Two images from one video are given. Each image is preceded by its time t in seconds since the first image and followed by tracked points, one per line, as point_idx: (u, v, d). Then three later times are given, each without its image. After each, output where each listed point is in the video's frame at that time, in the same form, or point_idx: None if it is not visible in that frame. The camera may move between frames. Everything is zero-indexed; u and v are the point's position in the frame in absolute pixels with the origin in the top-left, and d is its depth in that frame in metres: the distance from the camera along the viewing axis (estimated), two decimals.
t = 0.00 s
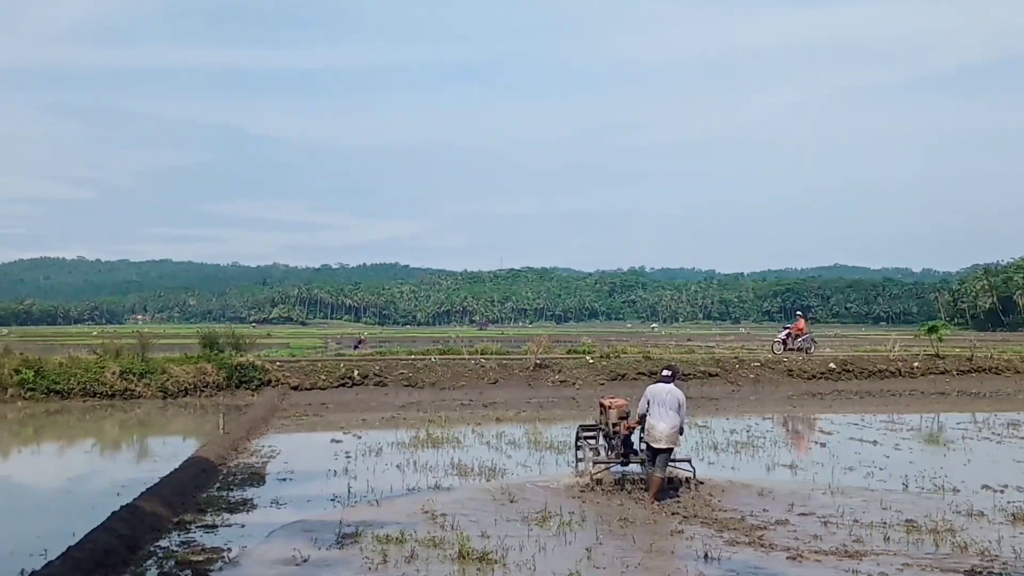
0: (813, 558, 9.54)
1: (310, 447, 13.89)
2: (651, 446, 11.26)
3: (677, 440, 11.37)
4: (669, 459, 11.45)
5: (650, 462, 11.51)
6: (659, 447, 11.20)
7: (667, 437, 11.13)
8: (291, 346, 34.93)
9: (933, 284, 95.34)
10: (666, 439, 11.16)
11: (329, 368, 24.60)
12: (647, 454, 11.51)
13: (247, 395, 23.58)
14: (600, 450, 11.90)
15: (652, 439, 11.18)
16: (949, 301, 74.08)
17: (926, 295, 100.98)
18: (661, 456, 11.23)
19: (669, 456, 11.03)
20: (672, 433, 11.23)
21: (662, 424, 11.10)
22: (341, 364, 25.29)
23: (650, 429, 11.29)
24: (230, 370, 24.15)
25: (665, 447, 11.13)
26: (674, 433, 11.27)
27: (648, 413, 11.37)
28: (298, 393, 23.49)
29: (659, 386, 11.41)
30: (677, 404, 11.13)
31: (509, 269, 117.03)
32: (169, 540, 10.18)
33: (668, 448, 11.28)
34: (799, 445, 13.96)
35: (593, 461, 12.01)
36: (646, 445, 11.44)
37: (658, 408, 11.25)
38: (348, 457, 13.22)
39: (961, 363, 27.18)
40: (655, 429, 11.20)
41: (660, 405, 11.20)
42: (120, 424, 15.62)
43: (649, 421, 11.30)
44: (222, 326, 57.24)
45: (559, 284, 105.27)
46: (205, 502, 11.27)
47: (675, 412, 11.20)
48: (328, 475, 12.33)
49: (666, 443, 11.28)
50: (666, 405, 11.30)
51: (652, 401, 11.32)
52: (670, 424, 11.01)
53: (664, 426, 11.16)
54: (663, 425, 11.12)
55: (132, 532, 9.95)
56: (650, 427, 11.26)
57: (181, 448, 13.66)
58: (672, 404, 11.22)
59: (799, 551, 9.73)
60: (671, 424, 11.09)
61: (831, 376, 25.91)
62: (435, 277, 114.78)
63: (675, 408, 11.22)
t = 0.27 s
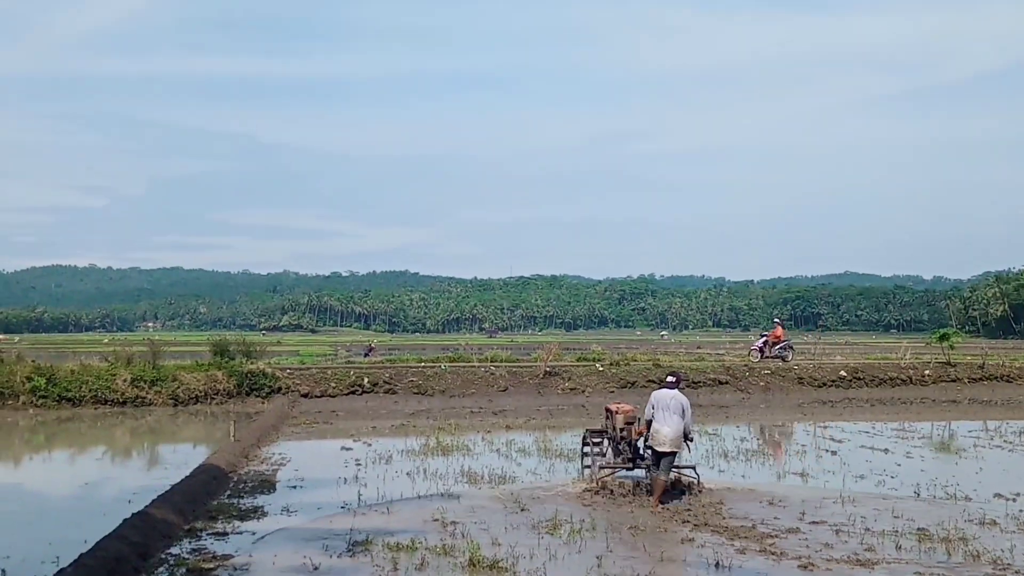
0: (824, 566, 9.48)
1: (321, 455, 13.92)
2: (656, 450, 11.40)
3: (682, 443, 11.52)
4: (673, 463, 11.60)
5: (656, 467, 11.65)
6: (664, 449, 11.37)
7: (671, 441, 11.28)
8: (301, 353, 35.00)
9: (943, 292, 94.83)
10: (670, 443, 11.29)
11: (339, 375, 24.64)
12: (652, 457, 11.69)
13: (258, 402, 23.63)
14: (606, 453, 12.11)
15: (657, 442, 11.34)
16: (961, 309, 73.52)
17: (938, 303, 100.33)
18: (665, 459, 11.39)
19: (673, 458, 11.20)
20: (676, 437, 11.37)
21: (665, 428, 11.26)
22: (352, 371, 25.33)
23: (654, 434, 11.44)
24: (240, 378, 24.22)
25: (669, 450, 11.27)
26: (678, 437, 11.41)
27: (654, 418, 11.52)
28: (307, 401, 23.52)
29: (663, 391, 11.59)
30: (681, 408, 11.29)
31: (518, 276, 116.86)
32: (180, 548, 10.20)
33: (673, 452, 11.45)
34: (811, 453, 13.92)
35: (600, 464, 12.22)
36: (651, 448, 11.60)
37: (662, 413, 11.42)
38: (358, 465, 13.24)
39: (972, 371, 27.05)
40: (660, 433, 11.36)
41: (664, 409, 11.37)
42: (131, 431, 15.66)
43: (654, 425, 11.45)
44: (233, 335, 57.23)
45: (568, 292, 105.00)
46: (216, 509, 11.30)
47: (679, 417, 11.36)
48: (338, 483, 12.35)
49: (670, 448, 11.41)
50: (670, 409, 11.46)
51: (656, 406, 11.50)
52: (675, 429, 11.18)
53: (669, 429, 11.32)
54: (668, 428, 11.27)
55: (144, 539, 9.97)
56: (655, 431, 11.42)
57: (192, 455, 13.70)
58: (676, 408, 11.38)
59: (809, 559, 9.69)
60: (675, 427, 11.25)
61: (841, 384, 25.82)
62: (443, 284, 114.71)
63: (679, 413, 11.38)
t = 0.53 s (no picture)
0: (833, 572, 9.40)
1: (329, 461, 13.96)
2: (657, 451, 11.50)
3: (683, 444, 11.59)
4: (674, 464, 11.70)
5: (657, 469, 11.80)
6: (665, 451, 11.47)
7: (672, 442, 11.35)
8: (308, 359, 35.07)
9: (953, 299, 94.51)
10: (671, 444, 11.37)
11: (346, 381, 24.70)
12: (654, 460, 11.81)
13: (265, 408, 23.69)
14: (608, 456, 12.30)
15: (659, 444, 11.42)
16: (969, 316, 73.17)
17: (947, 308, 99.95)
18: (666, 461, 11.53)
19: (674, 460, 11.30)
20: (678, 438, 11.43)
21: (666, 430, 11.32)
22: (358, 377, 25.37)
23: (656, 435, 11.52)
24: (247, 383, 24.30)
25: (670, 451, 11.35)
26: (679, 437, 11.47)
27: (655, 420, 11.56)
28: (314, 406, 23.58)
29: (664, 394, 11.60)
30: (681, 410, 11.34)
31: (525, 282, 116.82)
32: (188, 553, 10.22)
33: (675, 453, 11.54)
34: (819, 459, 13.87)
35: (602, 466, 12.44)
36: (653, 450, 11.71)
37: (663, 415, 11.47)
38: (366, 470, 13.27)
39: (981, 377, 26.87)
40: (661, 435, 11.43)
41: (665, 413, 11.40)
42: (139, 437, 15.72)
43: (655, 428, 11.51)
44: (240, 341, 57.35)
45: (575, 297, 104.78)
46: (223, 514, 11.32)
47: (679, 418, 11.39)
48: (345, 488, 12.38)
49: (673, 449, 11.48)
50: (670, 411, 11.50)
51: (656, 408, 11.55)
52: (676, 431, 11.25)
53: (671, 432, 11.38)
54: (668, 430, 11.34)
55: (151, 544, 9.99)
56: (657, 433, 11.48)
57: (200, 461, 13.75)
58: (677, 410, 11.41)
59: (817, 565, 9.63)
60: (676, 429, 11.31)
61: (849, 390, 25.72)
62: (451, 290, 114.76)
63: (680, 414, 11.40)
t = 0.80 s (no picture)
0: None
1: (328, 462, 13.98)
2: (651, 451, 11.54)
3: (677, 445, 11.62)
4: (668, 464, 11.69)
5: (651, 469, 11.79)
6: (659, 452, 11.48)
7: (666, 442, 11.39)
8: (309, 361, 35.19)
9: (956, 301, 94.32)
10: (665, 444, 11.42)
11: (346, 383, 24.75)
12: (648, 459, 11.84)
13: (264, 410, 23.74)
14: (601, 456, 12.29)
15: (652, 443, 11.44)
16: (970, 318, 73.10)
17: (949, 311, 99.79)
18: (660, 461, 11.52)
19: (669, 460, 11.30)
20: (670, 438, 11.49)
21: (659, 430, 11.38)
22: (358, 379, 25.41)
23: (649, 436, 11.57)
24: (247, 385, 24.35)
25: (664, 451, 11.39)
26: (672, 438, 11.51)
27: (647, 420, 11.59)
28: (314, 409, 23.62)
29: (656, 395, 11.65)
30: (674, 410, 11.41)
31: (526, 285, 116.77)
32: (188, 555, 10.23)
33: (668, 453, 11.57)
34: (820, 462, 13.83)
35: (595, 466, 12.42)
36: (647, 450, 11.76)
37: (655, 415, 11.52)
38: (365, 472, 13.28)
39: (982, 379, 26.74)
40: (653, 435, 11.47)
41: (658, 412, 11.45)
42: (140, 438, 15.77)
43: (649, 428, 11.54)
44: (237, 343, 57.39)
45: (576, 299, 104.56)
46: (224, 516, 11.34)
47: (672, 417, 11.47)
48: (344, 490, 12.39)
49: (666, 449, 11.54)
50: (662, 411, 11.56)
51: (649, 410, 11.60)
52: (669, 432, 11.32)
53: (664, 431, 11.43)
54: (661, 430, 11.40)
55: (151, 546, 10.01)
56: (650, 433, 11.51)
57: (200, 463, 13.78)
58: (669, 409, 11.48)
59: (818, 568, 9.56)
60: (670, 429, 11.37)
61: (849, 392, 25.62)
62: (453, 292, 114.61)
63: (672, 414, 11.48)
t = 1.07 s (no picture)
0: None
1: (318, 462, 13.97)
2: (636, 450, 11.52)
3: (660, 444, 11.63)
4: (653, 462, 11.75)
5: (633, 466, 11.89)
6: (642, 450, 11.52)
7: (651, 441, 11.40)
8: (298, 360, 35.25)
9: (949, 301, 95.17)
10: (650, 444, 11.41)
11: (335, 381, 24.78)
12: (632, 457, 11.89)
13: (254, 409, 23.75)
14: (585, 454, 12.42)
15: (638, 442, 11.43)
16: (959, 315, 73.52)
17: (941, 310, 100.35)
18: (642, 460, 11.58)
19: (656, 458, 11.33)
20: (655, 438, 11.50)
21: (645, 429, 11.38)
22: (347, 378, 25.41)
23: (634, 435, 11.56)
24: (237, 384, 24.35)
25: (650, 451, 11.34)
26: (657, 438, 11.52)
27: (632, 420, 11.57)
28: (304, 407, 23.65)
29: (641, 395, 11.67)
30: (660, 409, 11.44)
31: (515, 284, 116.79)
32: (177, 555, 10.18)
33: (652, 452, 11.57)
34: (811, 461, 13.78)
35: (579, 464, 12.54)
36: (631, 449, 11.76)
37: (640, 415, 11.54)
38: (355, 471, 13.27)
39: (973, 378, 26.68)
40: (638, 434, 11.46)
41: (645, 411, 11.47)
42: (129, 437, 15.80)
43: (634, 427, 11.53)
44: (225, 342, 57.41)
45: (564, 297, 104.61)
46: (214, 515, 11.35)
47: (656, 417, 11.50)
48: (335, 489, 12.37)
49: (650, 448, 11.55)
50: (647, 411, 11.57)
51: (634, 409, 11.61)
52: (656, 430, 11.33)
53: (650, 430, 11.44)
54: (647, 429, 11.40)
55: (142, 545, 9.98)
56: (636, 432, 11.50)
57: (190, 462, 13.78)
58: (653, 408, 11.53)
59: (811, 568, 9.43)
60: (655, 428, 11.39)
61: (840, 392, 25.59)
62: (442, 290, 115.00)
63: (656, 413, 11.54)
